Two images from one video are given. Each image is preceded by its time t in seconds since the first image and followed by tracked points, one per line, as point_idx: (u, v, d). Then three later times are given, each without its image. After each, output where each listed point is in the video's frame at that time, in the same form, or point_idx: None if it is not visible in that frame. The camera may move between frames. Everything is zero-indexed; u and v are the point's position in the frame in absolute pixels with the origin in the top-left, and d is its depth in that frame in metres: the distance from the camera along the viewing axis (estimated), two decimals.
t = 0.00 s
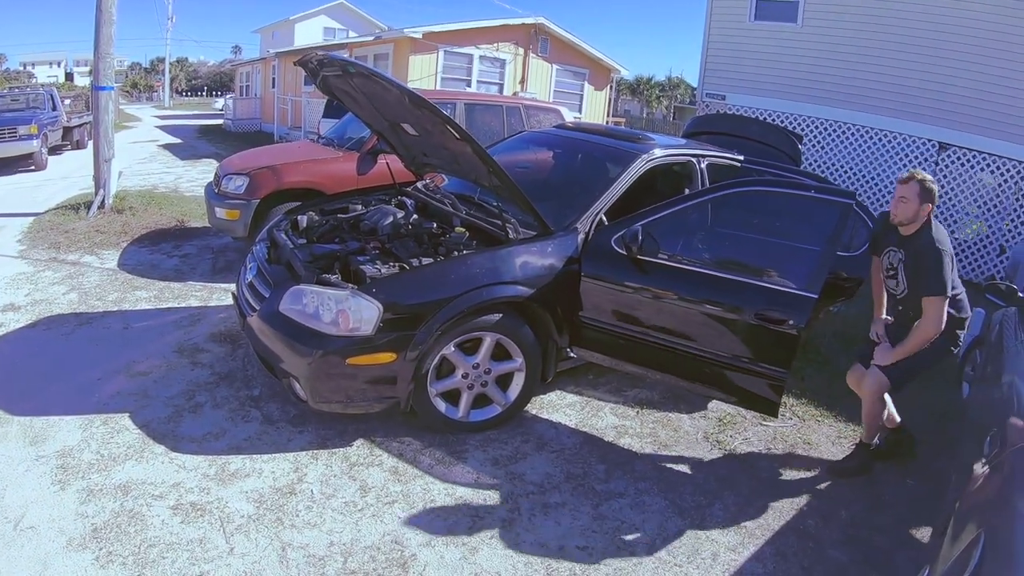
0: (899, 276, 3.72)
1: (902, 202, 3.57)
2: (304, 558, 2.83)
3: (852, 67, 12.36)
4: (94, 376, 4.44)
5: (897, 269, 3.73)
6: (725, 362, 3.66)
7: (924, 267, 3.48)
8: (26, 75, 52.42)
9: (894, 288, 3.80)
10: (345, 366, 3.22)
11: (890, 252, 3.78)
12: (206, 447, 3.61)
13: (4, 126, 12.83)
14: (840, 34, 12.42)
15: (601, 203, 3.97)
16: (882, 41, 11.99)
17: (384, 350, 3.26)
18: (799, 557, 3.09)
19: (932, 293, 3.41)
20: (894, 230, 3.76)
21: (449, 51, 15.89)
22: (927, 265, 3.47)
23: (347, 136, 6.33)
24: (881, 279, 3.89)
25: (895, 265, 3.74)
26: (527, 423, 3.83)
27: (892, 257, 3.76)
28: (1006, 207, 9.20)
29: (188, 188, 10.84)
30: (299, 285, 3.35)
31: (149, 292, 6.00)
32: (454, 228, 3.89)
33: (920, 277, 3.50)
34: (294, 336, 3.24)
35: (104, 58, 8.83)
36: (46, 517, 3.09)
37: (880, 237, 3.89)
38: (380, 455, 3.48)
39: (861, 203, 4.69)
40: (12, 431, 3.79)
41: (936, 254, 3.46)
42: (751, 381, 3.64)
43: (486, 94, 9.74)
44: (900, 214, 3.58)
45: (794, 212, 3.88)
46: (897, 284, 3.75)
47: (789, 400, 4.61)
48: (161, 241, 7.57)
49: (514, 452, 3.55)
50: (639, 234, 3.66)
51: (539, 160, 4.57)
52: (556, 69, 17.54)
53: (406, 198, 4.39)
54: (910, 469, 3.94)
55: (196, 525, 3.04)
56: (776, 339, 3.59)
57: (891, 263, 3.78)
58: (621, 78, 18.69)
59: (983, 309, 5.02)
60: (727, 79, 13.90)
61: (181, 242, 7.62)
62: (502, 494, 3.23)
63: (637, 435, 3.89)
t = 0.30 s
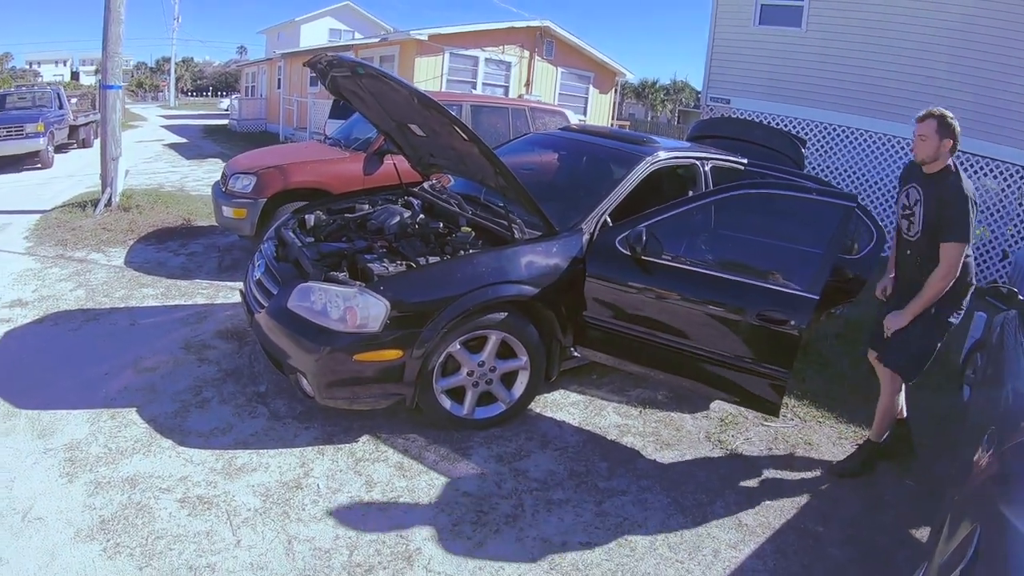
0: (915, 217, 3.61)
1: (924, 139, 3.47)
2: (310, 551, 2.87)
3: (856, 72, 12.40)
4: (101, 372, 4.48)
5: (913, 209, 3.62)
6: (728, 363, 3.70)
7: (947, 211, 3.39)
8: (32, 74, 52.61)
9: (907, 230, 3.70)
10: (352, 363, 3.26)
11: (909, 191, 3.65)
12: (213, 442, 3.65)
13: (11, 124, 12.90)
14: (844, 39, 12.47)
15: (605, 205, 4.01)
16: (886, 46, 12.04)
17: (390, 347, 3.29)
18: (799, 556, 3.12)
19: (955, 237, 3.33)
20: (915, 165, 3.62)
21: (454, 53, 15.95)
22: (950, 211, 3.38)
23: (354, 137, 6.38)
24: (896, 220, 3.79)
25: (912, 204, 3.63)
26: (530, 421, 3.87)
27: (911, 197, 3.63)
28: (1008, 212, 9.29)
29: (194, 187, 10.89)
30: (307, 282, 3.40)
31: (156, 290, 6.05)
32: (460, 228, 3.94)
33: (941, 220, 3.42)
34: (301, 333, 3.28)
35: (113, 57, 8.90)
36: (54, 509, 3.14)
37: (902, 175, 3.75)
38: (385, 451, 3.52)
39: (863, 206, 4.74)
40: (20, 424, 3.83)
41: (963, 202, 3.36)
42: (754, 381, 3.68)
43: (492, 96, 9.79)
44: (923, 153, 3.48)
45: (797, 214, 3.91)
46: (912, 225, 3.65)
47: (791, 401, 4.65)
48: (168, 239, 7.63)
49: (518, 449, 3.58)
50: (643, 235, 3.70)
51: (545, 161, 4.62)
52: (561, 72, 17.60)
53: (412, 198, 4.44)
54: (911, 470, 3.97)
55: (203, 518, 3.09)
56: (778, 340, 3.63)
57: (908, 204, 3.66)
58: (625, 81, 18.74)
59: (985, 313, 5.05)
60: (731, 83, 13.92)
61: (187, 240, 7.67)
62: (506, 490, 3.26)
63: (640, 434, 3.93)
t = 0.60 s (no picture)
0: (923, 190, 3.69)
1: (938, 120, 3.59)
2: (326, 534, 2.94)
3: (870, 68, 12.33)
4: (121, 361, 4.59)
5: (924, 183, 3.70)
6: (738, 355, 3.74)
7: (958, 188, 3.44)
8: (49, 69, 53.08)
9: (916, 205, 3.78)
10: (368, 352, 3.33)
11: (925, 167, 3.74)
12: (231, 429, 3.74)
13: (30, 119, 13.09)
14: (858, 34, 12.40)
15: (617, 199, 4.05)
16: (901, 40, 11.97)
17: (406, 337, 3.36)
18: (805, 546, 3.16)
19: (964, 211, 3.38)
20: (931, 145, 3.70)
21: (468, 48, 15.99)
22: (960, 187, 3.43)
23: (369, 132, 6.45)
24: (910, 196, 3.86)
25: (924, 179, 3.71)
26: (542, 412, 3.93)
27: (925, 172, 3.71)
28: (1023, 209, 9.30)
29: (210, 181, 11.01)
30: (325, 274, 3.47)
31: (174, 282, 6.15)
32: (474, 222, 4.00)
33: (951, 196, 3.47)
34: (319, 322, 3.35)
35: (130, 53, 9.01)
36: (76, 493, 3.23)
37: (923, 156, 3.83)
38: (399, 439, 3.59)
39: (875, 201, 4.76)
40: (42, 412, 3.94)
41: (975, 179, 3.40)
42: (764, 374, 3.71)
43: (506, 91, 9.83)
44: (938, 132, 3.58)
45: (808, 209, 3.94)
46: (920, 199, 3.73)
47: (800, 395, 4.68)
48: (185, 233, 7.74)
49: (529, 439, 3.64)
50: (654, 228, 3.74)
51: (557, 156, 4.67)
52: (575, 67, 17.58)
53: (427, 192, 4.50)
54: (920, 464, 3.99)
55: (221, 502, 3.17)
56: (788, 333, 3.67)
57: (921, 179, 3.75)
58: (639, 76, 18.70)
59: (997, 310, 5.06)
60: (745, 78, 13.87)
61: (204, 233, 7.78)
62: (517, 478, 3.32)
63: (650, 425, 3.98)
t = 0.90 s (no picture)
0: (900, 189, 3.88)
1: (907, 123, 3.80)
2: (331, 532, 3.02)
3: (858, 71, 12.51)
4: (122, 367, 4.65)
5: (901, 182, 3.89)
6: (730, 354, 3.84)
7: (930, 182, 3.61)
8: (40, 76, 52.86)
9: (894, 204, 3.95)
10: (369, 355, 3.41)
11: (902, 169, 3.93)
12: (234, 432, 3.81)
13: (23, 126, 13.11)
14: (846, 38, 12.59)
15: (611, 203, 4.15)
16: (889, 43, 12.14)
17: (406, 340, 3.44)
18: (797, 538, 3.26)
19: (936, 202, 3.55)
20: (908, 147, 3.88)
21: (461, 54, 16.11)
22: (932, 181, 3.61)
23: (364, 138, 6.53)
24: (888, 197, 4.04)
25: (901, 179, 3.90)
26: (539, 412, 4.01)
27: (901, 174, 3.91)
28: (1013, 208, 9.52)
29: (206, 188, 11.06)
30: (326, 278, 3.56)
31: (173, 288, 6.22)
32: (471, 226, 4.09)
33: (924, 190, 3.64)
34: (320, 326, 3.43)
35: (125, 60, 9.07)
36: (82, 497, 3.30)
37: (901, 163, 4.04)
38: (400, 439, 3.67)
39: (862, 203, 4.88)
40: (46, 417, 4.00)
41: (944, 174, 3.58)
42: (755, 372, 3.82)
43: (499, 97, 9.92)
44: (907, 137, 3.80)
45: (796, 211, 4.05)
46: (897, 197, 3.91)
47: (792, 393, 4.79)
48: (182, 239, 7.80)
49: (528, 438, 3.73)
50: (647, 231, 3.84)
51: (551, 161, 4.76)
52: (567, 71, 17.72)
53: (423, 198, 4.58)
54: (908, 459, 4.10)
55: (227, 503, 3.24)
56: (778, 331, 3.78)
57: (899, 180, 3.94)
58: (631, 80, 18.84)
59: (984, 307, 5.18)
60: (736, 81, 14.01)
61: (201, 240, 7.84)
62: (516, 476, 3.41)
63: (645, 423, 4.07)
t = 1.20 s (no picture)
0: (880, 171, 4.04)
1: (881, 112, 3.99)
2: (362, 524, 3.11)
3: (849, 57, 12.64)
4: (140, 374, 4.72)
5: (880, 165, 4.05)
6: (739, 337, 3.93)
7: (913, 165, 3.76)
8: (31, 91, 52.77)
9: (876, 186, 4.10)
10: (389, 351, 3.49)
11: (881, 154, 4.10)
12: (258, 432, 3.89)
13: (21, 142, 13.16)
14: (836, 25, 12.72)
15: (617, 195, 4.24)
16: (879, 30, 12.28)
17: (425, 334, 3.52)
18: (812, 513, 3.36)
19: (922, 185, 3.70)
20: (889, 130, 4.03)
21: (455, 55, 16.20)
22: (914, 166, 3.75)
23: (367, 141, 6.61)
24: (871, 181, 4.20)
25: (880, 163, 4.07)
26: (555, 401, 4.10)
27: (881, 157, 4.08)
28: (1008, 189, 9.75)
29: (207, 196, 11.12)
30: (343, 278, 3.64)
31: (183, 295, 6.29)
32: (481, 223, 4.17)
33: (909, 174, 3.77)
34: (341, 324, 3.52)
35: (124, 72, 9.13)
36: (111, 501, 3.36)
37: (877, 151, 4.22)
38: (421, 432, 3.76)
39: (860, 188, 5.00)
40: (69, 426, 4.06)
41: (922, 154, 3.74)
42: (765, 354, 3.91)
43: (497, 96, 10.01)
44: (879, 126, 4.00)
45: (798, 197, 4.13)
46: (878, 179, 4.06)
47: (798, 374, 4.90)
48: (188, 247, 7.87)
49: (546, 426, 3.82)
50: (654, 222, 3.93)
51: (554, 157, 4.85)
52: (561, 68, 17.81)
53: (431, 197, 4.66)
54: (915, 432, 4.22)
55: (257, 501, 3.32)
56: (785, 313, 3.88)
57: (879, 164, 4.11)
58: (624, 75, 18.94)
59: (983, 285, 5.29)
60: (728, 72, 14.12)
61: (207, 247, 7.92)
62: (538, 463, 3.51)
63: (658, 409, 4.17)
